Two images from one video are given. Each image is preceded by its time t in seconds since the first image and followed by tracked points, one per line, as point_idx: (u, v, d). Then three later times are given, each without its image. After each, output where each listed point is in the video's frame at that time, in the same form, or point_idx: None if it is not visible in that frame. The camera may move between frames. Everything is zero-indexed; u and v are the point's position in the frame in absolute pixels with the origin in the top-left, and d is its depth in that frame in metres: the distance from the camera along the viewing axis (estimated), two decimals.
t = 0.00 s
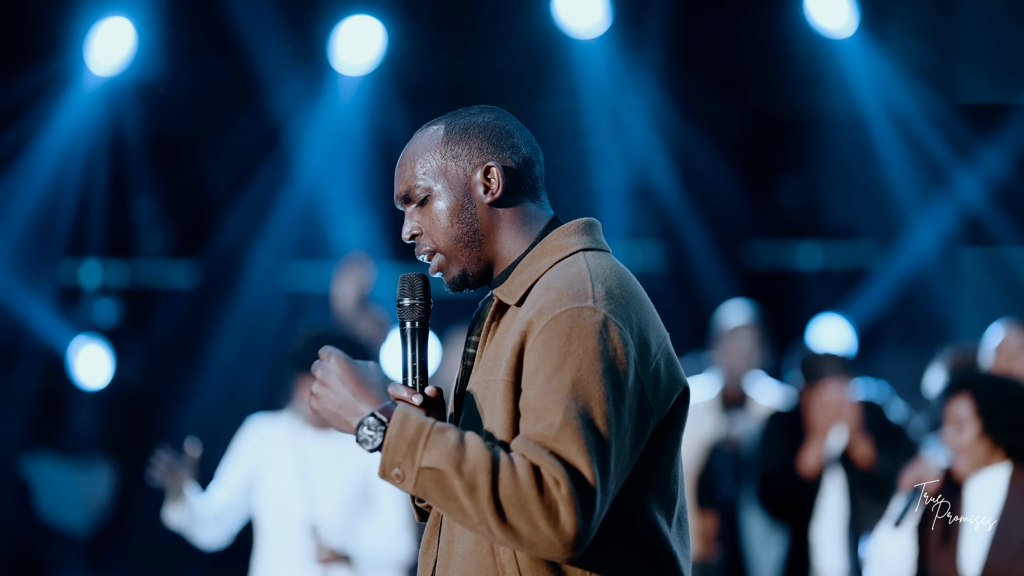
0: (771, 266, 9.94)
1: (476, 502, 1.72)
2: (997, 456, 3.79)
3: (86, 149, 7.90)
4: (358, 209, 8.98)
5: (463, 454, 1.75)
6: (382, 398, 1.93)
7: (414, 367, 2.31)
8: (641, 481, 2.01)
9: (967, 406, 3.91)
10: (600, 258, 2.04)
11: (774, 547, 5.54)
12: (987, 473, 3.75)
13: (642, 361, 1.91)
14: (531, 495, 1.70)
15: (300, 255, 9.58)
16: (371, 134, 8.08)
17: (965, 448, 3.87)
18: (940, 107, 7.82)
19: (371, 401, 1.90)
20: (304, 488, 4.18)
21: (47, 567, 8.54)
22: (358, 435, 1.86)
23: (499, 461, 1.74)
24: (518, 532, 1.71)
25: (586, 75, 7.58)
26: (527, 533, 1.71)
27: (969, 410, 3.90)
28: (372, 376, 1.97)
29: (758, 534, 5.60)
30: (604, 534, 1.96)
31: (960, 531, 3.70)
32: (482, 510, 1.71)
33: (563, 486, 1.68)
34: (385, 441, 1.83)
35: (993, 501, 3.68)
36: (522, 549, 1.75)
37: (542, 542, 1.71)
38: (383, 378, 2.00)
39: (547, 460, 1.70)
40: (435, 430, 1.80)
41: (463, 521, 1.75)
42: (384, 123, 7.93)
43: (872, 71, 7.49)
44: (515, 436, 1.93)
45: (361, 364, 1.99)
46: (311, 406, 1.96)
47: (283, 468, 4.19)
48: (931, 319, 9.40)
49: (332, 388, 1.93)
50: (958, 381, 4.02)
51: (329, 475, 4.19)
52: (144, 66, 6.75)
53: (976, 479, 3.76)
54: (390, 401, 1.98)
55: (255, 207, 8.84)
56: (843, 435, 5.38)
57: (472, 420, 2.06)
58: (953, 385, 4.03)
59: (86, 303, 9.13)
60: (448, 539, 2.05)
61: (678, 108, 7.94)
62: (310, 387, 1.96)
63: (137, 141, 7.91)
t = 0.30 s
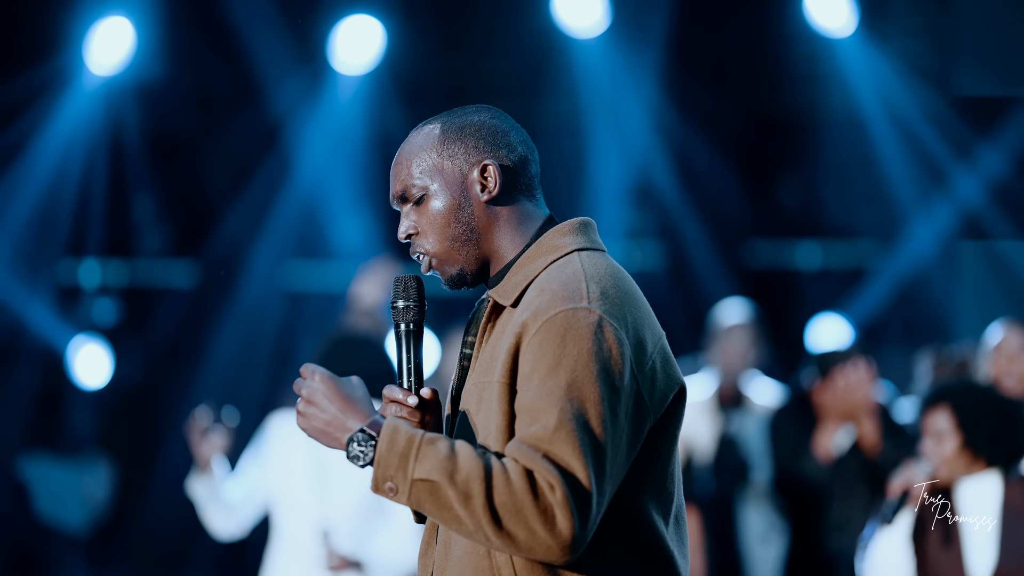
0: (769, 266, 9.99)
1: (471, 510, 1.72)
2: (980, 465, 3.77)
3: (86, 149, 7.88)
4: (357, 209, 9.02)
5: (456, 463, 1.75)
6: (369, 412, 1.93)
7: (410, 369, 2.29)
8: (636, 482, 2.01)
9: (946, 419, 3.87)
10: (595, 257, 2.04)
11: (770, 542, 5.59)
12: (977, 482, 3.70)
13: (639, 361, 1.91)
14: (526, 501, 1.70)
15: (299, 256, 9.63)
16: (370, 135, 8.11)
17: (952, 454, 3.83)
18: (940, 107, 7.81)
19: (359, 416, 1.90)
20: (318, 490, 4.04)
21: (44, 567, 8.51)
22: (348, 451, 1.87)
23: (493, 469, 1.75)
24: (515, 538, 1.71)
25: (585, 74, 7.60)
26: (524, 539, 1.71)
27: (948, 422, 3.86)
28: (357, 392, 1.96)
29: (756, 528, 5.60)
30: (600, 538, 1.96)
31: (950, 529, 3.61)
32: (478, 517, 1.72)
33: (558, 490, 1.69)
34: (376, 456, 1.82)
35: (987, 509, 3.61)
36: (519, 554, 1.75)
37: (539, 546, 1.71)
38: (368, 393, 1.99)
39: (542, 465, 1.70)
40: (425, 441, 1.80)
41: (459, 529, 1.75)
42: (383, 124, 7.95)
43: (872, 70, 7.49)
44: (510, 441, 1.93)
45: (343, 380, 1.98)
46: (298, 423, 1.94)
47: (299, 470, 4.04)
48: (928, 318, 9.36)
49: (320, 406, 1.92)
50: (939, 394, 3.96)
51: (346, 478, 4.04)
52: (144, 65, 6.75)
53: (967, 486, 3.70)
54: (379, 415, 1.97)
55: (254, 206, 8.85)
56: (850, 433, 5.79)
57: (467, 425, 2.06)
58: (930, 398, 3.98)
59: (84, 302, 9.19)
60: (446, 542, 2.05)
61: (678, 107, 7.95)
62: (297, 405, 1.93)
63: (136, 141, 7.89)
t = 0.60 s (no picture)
0: (767, 266, 9.88)
1: (472, 510, 1.72)
2: (982, 462, 3.78)
3: (85, 150, 7.88)
4: (357, 209, 9.02)
5: (457, 463, 1.75)
6: (373, 407, 1.92)
7: (407, 369, 2.29)
8: (635, 483, 2.00)
9: (946, 417, 3.90)
10: (593, 258, 2.04)
11: (767, 541, 5.59)
12: (983, 480, 3.69)
13: (637, 362, 1.91)
14: (527, 502, 1.70)
15: (297, 255, 9.53)
16: (369, 135, 8.11)
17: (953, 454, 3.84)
18: (940, 108, 7.80)
19: (363, 411, 1.89)
20: (324, 487, 4.02)
21: (43, 567, 8.50)
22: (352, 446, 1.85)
23: (494, 469, 1.74)
24: (515, 539, 1.71)
25: (585, 73, 7.59)
26: (524, 540, 1.71)
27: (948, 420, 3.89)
28: (363, 386, 1.96)
29: (753, 528, 5.59)
30: (601, 539, 1.96)
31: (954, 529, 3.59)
32: (478, 517, 1.71)
33: (559, 492, 1.69)
34: (378, 453, 1.82)
35: (993, 507, 3.58)
36: (519, 555, 1.75)
37: (539, 548, 1.71)
38: (374, 387, 1.99)
39: (543, 466, 1.70)
40: (428, 440, 1.79)
41: (459, 529, 1.74)
42: (383, 124, 7.94)
43: (872, 70, 7.49)
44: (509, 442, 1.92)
45: (349, 374, 1.98)
46: (303, 417, 1.94)
47: (305, 466, 4.05)
48: (931, 317, 9.52)
49: (324, 400, 1.92)
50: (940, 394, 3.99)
51: (350, 475, 4.00)
52: (143, 65, 6.75)
53: (972, 486, 3.68)
54: (383, 412, 1.96)
55: (254, 206, 8.84)
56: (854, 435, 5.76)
57: (466, 424, 2.06)
58: (931, 396, 4.03)
59: (84, 302, 9.13)
60: (443, 542, 2.05)
61: (677, 106, 7.95)
62: (302, 398, 1.94)
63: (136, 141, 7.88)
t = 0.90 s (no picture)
0: (768, 266, 9.85)
1: (470, 512, 1.72)
2: (997, 463, 3.85)
3: (85, 150, 7.86)
4: (356, 208, 9.03)
5: (455, 464, 1.75)
6: (371, 409, 1.92)
7: (403, 371, 2.29)
8: (633, 484, 2.01)
9: (961, 419, 3.99)
10: (590, 258, 2.04)
11: (763, 540, 5.60)
12: (999, 481, 3.78)
13: (635, 363, 1.91)
14: (525, 504, 1.70)
15: (297, 256, 9.60)
16: (368, 135, 8.11)
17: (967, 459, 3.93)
18: (940, 107, 7.80)
19: (361, 413, 1.89)
20: (311, 487, 4.07)
21: (42, 567, 8.50)
22: (349, 448, 1.86)
23: (492, 470, 1.74)
24: (513, 540, 1.71)
25: (584, 72, 7.60)
26: (522, 541, 1.71)
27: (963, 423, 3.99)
28: (360, 387, 1.95)
29: (748, 527, 5.60)
30: (598, 539, 1.96)
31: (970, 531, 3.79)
32: (476, 519, 1.71)
33: (557, 493, 1.69)
34: (376, 454, 1.82)
35: (1008, 509, 3.69)
36: (516, 556, 1.75)
37: (537, 549, 1.71)
38: (371, 389, 1.99)
39: (541, 468, 1.70)
40: (425, 441, 1.79)
41: (457, 530, 1.74)
42: (382, 125, 7.94)
43: (871, 70, 7.49)
44: (506, 444, 1.92)
45: (347, 374, 1.98)
46: (300, 418, 1.94)
47: (291, 466, 4.10)
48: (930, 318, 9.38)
49: (321, 402, 1.92)
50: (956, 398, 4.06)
51: (336, 474, 4.05)
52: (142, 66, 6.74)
53: (989, 489, 3.78)
54: (381, 413, 1.96)
55: (254, 205, 8.86)
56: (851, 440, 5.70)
57: (464, 424, 2.06)
58: (945, 400, 4.12)
59: (83, 303, 9.10)
60: (440, 543, 2.05)
61: (677, 105, 7.98)
62: (299, 400, 1.94)
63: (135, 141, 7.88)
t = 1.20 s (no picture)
0: (768, 266, 9.91)
1: (469, 515, 1.72)
2: (1010, 472, 3.87)
3: (84, 149, 7.86)
4: (356, 208, 9.05)
5: (454, 467, 1.75)
6: (369, 412, 1.91)
7: (402, 371, 2.30)
8: (633, 485, 2.01)
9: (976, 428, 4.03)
10: (588, 259, 2.04)
11: (757, 540, 5.58)
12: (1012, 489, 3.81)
13: (633, 364, 1.91)
14: (524, 506, 1.70)
15: (296, 255, 9.49)
16: (368, 135, 8.11)
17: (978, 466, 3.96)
18: (939, 108, 7.79)
19: (360, 416, 1.89)
20: (287, 486, 4.17)
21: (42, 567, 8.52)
22: (348, 451, 1.86)
23: (492, 473, 1.74)
24: (512, 543, 1.71)
25: (583, 73, 7.60)
26: (521, 544, 1.71)
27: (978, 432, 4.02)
28: (358, 390, 1.95)
29: (745, 527, 5.60)
30: (598, 541, 1.95)
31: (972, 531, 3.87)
32: (475, 522, 1.71)
33: (556, 496, 1.68)
34: (375, 457, 1.82)
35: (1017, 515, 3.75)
36: (515, 559, 1.75)
37: (536, 552, 1.71)
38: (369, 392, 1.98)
39: (540, 470, 1.70)
40: (424, 444, 1.79)
41: (456, 532, 1.74)
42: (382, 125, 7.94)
43: (871, 70, 7.48)
44: (504, 446, 1.92)
45: (345, 377, 1.97)
46: (298, 420, 1.94)
47: (269, 467, 4.22)
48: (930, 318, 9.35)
49: (319, 405, 1.92)
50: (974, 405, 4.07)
51: (311, 475, 4.16)
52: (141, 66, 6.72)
53: (1006, 493, 3.80)
54: (379, 415, 1.96)
55: (255, 203, 8.91)
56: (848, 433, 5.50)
57: (462, 427, 2.06)
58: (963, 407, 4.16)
59: (83, 303, 9.07)
60: (438, 546, 2.05)
61: (677, 105, 7.98)
62: (297, 403, 1.94)
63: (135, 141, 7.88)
